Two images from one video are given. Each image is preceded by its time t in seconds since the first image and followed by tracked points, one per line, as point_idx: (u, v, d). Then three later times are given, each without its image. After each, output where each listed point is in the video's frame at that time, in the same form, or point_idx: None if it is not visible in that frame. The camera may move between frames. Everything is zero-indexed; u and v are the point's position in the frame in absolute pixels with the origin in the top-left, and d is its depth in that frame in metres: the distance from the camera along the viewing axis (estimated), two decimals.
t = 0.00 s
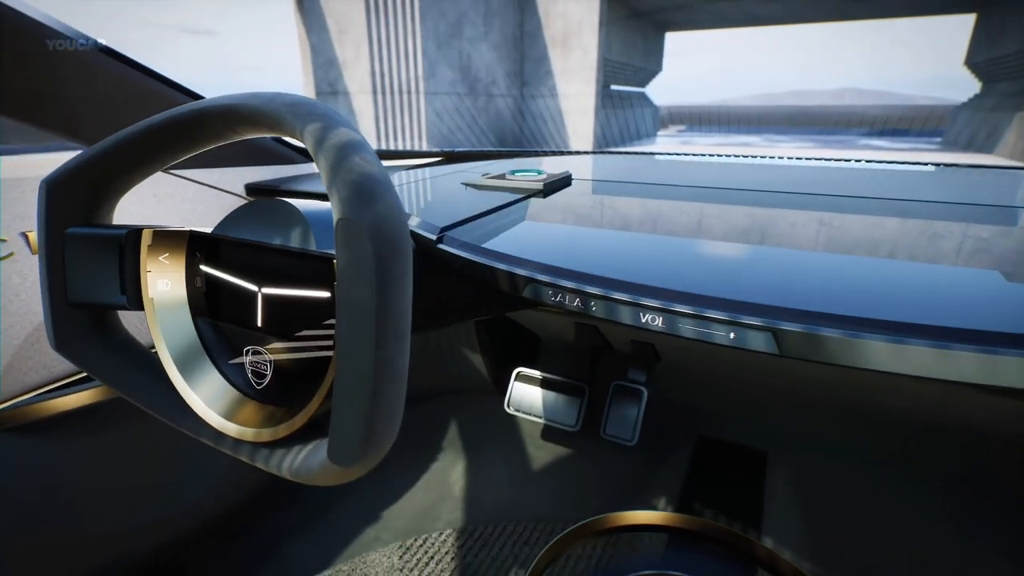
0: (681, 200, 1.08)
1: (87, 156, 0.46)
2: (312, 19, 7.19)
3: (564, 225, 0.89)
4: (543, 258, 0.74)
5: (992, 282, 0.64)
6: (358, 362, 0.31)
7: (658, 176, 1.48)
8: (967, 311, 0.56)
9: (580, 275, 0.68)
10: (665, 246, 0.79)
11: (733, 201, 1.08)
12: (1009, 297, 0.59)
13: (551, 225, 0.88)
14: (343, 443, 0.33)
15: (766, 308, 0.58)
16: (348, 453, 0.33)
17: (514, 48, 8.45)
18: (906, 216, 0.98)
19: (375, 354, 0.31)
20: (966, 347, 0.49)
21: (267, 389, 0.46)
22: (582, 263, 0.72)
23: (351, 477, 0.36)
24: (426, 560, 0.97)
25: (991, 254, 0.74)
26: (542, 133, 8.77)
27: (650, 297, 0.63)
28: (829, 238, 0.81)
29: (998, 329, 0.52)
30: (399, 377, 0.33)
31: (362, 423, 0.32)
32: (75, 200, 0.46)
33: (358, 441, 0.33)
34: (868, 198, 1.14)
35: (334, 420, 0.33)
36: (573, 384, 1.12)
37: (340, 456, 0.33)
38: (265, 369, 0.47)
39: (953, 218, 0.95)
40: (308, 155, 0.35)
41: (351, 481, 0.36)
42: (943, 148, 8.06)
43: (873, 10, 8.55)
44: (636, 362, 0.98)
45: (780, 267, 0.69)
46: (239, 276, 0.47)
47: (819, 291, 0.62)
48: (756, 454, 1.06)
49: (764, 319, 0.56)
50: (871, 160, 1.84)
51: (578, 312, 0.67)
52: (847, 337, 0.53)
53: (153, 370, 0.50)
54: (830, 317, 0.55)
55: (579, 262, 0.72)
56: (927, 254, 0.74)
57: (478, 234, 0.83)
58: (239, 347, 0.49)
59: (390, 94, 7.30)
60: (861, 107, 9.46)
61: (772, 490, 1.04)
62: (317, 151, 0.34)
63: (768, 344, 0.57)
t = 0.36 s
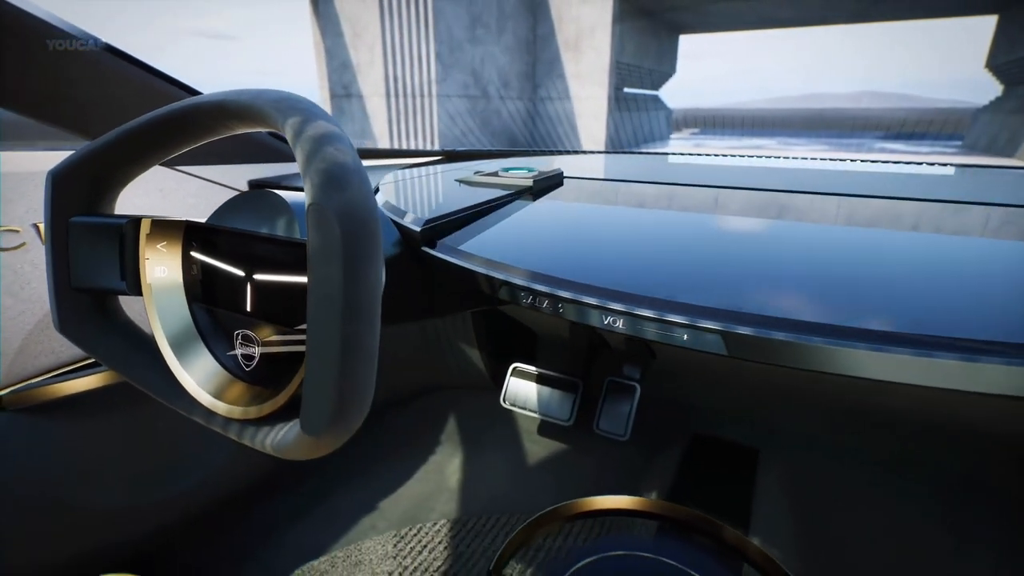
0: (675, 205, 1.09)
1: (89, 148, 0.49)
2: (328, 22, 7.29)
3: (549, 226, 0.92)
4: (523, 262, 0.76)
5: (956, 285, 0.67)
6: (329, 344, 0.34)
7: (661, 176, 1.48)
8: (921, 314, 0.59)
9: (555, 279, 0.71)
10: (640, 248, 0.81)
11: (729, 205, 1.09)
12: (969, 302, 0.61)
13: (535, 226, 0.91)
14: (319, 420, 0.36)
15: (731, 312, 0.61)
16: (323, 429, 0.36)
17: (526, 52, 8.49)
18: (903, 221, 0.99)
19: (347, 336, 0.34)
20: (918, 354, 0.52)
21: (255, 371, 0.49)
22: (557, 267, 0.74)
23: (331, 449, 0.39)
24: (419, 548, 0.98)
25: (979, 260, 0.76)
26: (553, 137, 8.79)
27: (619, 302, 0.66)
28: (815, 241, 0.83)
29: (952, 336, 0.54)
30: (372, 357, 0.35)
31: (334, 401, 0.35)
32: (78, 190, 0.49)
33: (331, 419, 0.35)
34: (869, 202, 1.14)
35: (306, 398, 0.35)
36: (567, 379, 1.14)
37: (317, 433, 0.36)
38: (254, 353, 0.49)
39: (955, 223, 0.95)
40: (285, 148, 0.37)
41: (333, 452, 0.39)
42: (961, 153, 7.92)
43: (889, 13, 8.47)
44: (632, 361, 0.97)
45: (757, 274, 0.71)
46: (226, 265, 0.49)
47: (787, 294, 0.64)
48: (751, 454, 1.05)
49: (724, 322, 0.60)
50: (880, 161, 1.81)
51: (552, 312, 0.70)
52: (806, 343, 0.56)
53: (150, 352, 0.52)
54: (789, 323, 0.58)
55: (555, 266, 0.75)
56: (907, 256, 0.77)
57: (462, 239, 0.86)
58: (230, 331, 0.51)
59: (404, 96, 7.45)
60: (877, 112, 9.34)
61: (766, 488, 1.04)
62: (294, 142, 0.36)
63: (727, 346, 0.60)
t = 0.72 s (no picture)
0: (671, 212, 1.12)
1: (93, 143, 0.52)
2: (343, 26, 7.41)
3: (547, 236, 0.94)
4: (502, 271, 0.80)
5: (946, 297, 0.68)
6: (304, 323, 0.36)
7: (660, 177, 1.50)
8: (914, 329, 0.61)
9: (551, 293, 0.73)
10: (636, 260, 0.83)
11: (721, 210, 1.11)
12: (963, 316, 0.63)
13: (532, 237, 0.93)
14: (294, 396, 0.38)
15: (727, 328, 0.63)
16: (298, 404, 0.38)
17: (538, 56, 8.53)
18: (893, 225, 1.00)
19: (322, 315, 0.36)
20: (898, 367, 0.54)
21: (246, 353, 0.51)
22: (553, 283, 0.76)
23: (312, 424, 0.42)
24: (413, 537, 1.00)
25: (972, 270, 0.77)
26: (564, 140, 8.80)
27: (587, 310, 0.70)
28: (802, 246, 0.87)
29: (943, 351, 0.56)
30: (345, 336, 0.38)
31: (308, 377, 0.37)
32: (85, 181, 0.52)
33: (306, 394, 0.38)
34: (861, 205, 1.15)
35: (282, 374, 0.38)
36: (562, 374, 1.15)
37: (293, 408, 0.39)
38: (245, 335, 0.51)
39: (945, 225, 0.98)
40: (270, 141, 0.39)
41: (314, 426, 0.41)
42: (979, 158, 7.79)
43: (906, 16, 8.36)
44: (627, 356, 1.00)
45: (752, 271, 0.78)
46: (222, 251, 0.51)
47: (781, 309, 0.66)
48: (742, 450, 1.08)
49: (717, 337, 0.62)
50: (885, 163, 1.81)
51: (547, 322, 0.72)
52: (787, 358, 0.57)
53: (149, 336, 0.55)
54: (782, 339, 0.60)
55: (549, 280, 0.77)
56: (901, 267, 0.78)
57: (457, 252, 0.88)
58: (223, 316, 0.53)
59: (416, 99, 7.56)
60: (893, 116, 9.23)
61: (760, 485, 1.04)
62: (277, 134, 0.39)
63: (719, 360, 0.61)
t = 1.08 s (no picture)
0: (668, 214, 1.14)
1: (98, 139, 0.55)
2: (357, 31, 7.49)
3: (554, 253, 1.00)
4: (494, 281, 0.91)
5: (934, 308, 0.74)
6: (284, 306, 0.39)
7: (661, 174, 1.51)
8: (904, 346, 0.69)
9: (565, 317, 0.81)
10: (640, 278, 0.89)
11: (714, 209, 1.15)
12: (946, 330, 0.70)
13: (541, 254, 0.99)
14: (277, 377, 0.41)
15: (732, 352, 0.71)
16: (282, 385, 0.41)
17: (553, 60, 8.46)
18: (882, 222, 1.04)
19: (302, 299, 0.39)
20: (840, 381, 0.64)
21: (241, 339, 0.53)
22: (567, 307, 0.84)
23: (297, 405, 0.45)
24: (409, 526, 1.03)
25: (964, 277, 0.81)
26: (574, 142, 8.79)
27: (557, 323, 0.80)
28: (778, 249, 0.96)
29: (932, 370, 0.65)
30: (326, 320, 0.41)
31: (290, 358, 0.40)
32: (91, 175, 0.55)
33: (289, 375, 0.41)
34: (860, 200, 1.15)
35: (265, 355, 0.40)
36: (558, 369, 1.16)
37: (277, 388, 0.41)
38: (239, 321, 0.54)
39: (937, 224, 0.99)
40: (258, 135, 0.42)
41: (297, 406, 0.44)
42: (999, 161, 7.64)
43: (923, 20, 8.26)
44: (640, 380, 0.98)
45: (730, 279, 0.87)
46: (218, 242, 0.54)
47: (758, 326, 0.76)
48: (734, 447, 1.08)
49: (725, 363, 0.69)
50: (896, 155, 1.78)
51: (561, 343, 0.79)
52: (733, 369, 0.68)
53: (151, 322, 0.58)
54: (783, 361, 0.69)
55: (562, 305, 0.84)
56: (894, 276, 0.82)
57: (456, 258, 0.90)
58: (219, 303, 0.55)
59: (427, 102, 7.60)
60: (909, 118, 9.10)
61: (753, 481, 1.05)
62: (263, 128, 0.41)
63: (726, 381, 0.70)
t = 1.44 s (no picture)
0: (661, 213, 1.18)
1: (104, 135, 0.58)
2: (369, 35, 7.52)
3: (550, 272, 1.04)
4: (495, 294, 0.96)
5: (923, 320, 0.76)
6: (269, 289, 0.41)
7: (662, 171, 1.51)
8: (895, 362, 0.70)
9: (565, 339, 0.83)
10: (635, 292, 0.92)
11: (718, 204, 1.17)
12: (943, 341, 0.72)
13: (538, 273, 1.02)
14: (264, 359, 0.43)
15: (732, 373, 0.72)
16: (269, 366, 0.44)
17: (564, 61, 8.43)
18: (889, 208, 1.03)
19: (287, 284, 0.41)
20: (803, 392, 0.67)
21: (237, 326, 0.56)
22: (562, 329, 0.85)
23: (283, 388, 0.48)
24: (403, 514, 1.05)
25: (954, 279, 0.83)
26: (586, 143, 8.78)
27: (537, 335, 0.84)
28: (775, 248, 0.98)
29: (932, 385, 0.66)
30: (309, 304, 0.43)
31: (276, 341, 0.43)
32: (97, 169, 0.59)
33: (275, 357, 0.43)
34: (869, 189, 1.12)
35: (252, 338, 0.43)
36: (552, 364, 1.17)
37: (264, 370, 0.44)
38: (235, 309, 0.56)
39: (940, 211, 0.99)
40: (249, 129, 0.44)
41: (285, 387, 0.47)
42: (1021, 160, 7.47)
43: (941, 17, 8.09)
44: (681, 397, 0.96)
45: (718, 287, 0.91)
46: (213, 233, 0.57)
47: (735, 337, 0.80)
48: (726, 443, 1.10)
49: (727, 385, 0.69)
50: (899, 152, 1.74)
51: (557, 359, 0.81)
52: (700, 380, 0.71)
53: (152, 309, 0.61)
54: (786, 381, 0.69)
55: (562, 324, 0.87)
56: (896, 277, 0.83)
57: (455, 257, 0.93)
58: (216, 291, 0.58)
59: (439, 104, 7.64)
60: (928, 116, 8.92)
61: (746, 477, 1.05)
62: (253, 123, 0.44)
63: (723, 399, 0.70)
